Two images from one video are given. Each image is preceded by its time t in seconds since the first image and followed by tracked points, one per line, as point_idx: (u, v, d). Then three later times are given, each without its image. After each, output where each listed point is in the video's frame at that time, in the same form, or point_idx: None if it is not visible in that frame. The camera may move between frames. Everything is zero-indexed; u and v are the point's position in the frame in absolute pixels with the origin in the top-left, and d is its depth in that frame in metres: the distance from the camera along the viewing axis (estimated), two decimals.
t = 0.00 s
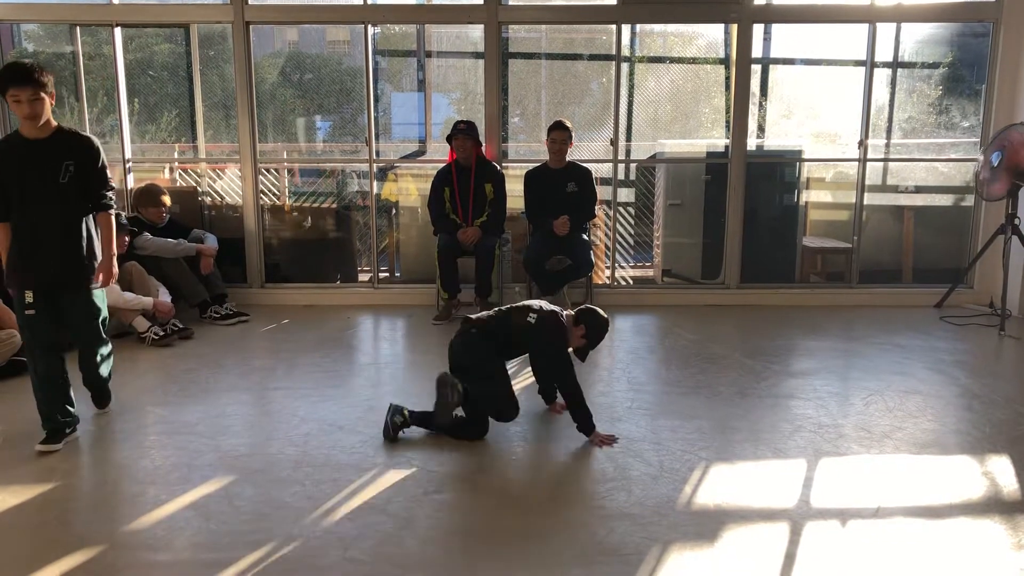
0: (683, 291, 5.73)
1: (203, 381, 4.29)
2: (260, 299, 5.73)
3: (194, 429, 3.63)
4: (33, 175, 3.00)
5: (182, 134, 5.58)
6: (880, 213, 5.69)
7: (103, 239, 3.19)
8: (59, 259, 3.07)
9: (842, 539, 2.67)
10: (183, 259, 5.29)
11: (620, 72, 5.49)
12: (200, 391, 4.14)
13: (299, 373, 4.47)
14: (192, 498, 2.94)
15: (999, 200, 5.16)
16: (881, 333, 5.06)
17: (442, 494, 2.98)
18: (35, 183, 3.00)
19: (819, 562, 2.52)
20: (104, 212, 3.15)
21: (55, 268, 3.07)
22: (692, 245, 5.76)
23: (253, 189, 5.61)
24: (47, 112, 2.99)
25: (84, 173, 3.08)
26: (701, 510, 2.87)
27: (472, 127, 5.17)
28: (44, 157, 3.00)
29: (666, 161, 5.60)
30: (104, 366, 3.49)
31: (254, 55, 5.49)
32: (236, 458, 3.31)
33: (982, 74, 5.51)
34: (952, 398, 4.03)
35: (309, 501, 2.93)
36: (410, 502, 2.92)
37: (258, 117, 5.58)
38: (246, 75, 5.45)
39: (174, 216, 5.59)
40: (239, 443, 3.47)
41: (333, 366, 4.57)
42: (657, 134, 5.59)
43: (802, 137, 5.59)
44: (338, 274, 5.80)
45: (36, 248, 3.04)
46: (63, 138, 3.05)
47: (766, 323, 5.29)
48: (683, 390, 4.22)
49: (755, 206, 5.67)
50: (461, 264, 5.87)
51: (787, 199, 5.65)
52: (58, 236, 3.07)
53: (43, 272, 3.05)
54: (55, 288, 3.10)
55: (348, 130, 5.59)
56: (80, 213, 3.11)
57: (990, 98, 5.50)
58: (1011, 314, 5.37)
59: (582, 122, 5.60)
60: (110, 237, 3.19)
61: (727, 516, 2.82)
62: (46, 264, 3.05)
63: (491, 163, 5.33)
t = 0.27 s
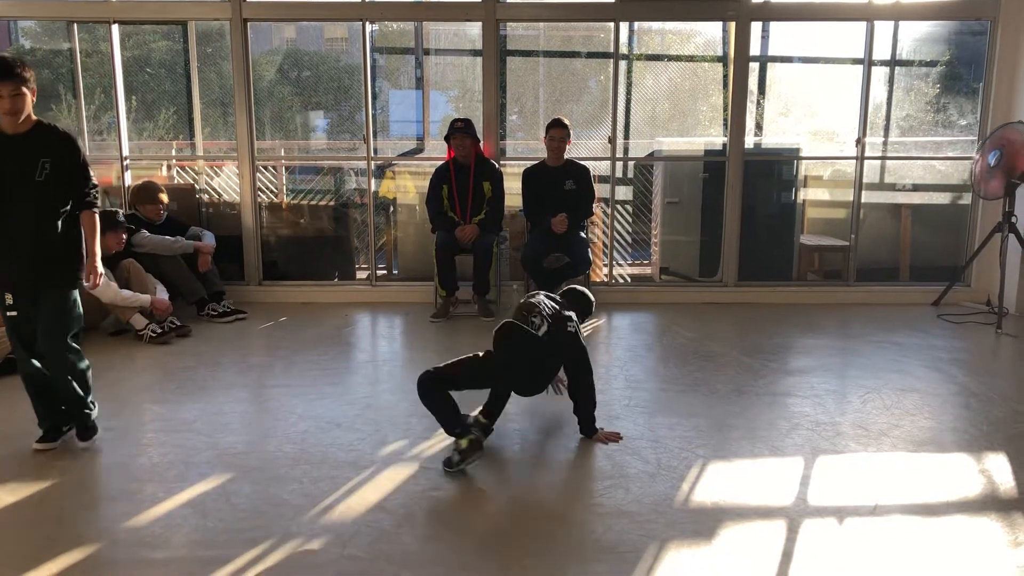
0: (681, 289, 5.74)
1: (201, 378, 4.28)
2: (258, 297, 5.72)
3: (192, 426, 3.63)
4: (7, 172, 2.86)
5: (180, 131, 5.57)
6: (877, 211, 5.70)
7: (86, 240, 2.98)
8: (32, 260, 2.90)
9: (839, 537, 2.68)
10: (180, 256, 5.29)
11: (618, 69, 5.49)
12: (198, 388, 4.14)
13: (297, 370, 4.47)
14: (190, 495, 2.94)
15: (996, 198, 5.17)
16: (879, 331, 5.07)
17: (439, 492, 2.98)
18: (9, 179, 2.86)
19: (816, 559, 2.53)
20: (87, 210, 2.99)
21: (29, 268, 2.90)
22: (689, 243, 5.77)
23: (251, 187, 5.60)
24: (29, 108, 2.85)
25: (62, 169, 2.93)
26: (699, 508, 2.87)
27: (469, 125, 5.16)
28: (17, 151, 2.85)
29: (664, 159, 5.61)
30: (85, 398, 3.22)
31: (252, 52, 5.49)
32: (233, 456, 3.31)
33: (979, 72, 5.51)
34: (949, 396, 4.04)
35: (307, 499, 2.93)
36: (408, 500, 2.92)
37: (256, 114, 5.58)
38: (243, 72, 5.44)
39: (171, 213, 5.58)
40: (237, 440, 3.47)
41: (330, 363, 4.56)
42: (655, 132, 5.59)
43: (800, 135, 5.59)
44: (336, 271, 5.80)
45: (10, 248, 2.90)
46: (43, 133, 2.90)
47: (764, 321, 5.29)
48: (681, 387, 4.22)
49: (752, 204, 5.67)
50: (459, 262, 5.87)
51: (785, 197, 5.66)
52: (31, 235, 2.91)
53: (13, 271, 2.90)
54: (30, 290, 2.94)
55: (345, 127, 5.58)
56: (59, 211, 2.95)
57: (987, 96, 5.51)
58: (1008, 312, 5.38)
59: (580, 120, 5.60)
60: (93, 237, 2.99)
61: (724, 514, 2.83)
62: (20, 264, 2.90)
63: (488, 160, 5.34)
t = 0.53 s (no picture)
0: (676, 288, 5.74)
1: (196, 377, 4.27)
2: (253, 295, 5.71)
3: (186, 425, 3.62)
4: None
5: (174, 129, 5.56)
6: (872, 211, 5.72)
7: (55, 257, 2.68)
8: None
9: (834, 535, 2.68)
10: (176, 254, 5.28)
11: (613, 68, 5.50)
12: (193, 387, 4.13)
13: (292, 369, 4.46)
14: (185, 494, 2.93)
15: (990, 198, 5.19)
16: (873, 330, 5.08)
17: (434, 490, 2.98)
18: None
19: (811, 557, 2.53)
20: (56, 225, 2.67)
21: None
22: (684, 242, 5.77)
23: (246, 185, 5.59)
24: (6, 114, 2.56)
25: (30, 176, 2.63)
26: (694, 506, 2.88)
27: (463, 124, 5.17)
28: None
29: (659, 157, 5.61)
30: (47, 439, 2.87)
31: (247, 50, 5.48)
32: (228, 455, 3.30)
33: (973, 72, 5.53)
34: (942, 394, 4.05)
35: (302, 497, 2.92)
36: (403, 498, 2.92)
37: (251, 112, 5.57)
38: (238, 70, 5.43)
39: (166, 211, 5.57)
40: (231, 439, 3.46)
41: (325, 362, 4.56)
42: (650, 130, 5.60)
43: (795, 134, 5.60)
44: (331, 270, 5.79)
45: None
46: (14, 139, 2.61)
47: (759, 320, 5.30)
48: (676, 386, 4.23)
49: (747, 203, 5.68)
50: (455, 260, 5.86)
51: (780, 195, 5.67)
52: None
53: None
54: None
55: (340, 125, 5.58)
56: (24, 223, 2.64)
57: (981, 96, 5.53)
58: (1001, 311, 5.41)
59: (575, 118, 5.60)
60: (60, 256, 2.68)
61: (719, 512, 2.83)
62: None
63: (483, 159, 5.34)
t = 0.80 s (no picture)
0: (673, 287, 5.74)
1: (192, 376, 4.26)
2: (249, 294, 5.70)
3: (182, 424, 3.61)
4: None
5: (170, 127, 5.54)
6: (868, 210, 5.72)
7: (44, 247, 2.58)
8: None
9: (830, 534, 2.68)
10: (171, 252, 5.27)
11: (610, 67, 5.49)
12: (189, 386, 4.12)
13: (288, 368, 4.45)
14: (180, 493, 2.93)
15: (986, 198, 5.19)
16: (869, 330, 5.09)
17: (431, 490, 2.97)
18: None
19: (807, 557, 2.53)
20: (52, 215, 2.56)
21: None
22: (681, 241, 5.77)
23: (242, 184, 5.59)
24: None
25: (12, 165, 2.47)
26: (690, 506, 2.87)
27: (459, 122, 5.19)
28: None
29: (656, 157, 5.61)
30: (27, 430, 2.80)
31: (243, 49, 5.47)
32: (224, 454, 3.29)
33: (969, 72, 5.54)
34: (938, 394, 4.06)
35: (298, 497, 2.92)
36: (399, 497, 2.91)
37: (247, 111, 5.56)
38: (234, 68, 5.42)
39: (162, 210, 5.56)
40: (227, 438, 3.45)
41: (322, 361, 4.55)
42: (646, 130, 5.60)
43: (791, 134, 5.60)
44: (327, 269, 5.79)
45: None
46: None
47: (755, 319, 5.30)
48: (672, 385, 4.22)
49: (744, 202, 5.68)
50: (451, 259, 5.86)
51: (776, 195, 5.67)
52: None
53: None
54: None
55: (337, 124, 5.57)
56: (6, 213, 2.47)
57: (977, 96, 5.54)
58: (996, 310, 5.42)
59: (572, 118, 5.59)
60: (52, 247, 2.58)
61: (715, 511, 2.83)
62: None
63: (480, 158, 5.33)
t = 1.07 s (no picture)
0: (671, 287, 5.74)
1: (190, 374, 4.26)
2: (247, 292, 5.70)
3: (180, 422, 3.61)
4: None
5: (168, 125, 5.53)
6: (866, 210, 5.72)
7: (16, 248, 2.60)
8: None
9: (828, 534, 2.68)
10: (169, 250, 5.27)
11: (608, 67, 5.49)
12: (187, 384, 4.11)
13: (286, 366, 4.44)
14: (178, 492, 2.92)
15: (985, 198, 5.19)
16: (867, 329, 5.09)
17: (429, 489, 2.97)
18: None
19: (806, 557, 2.53)
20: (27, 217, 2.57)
21: None
22: (679, 241, 5.77)
23: (240, 182, 5.58)
24: None
25: (1, 167, 2.43)
26: (688, 505, 2.87)
27: (458, 121, 5.19)
28: None
29: (654, 156, 5.61)
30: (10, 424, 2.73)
31: (241, 47, 5.46)
32: (222, 453, 3.29)
33: (967, 72, 5.54)
34: (936, 394, 4.06)
35: (296, 495, 2.91)
36: (398, 496, 2.91)
37: (245, 109, 5.55)
38: (233, 67, 5.42)
39: (160, 208, 5.55)
40: (225, 437, 3.45)
41: (320, 359, 4.54)
42: (645, 129, 5.59)
43: (790, 134, 5.60)
44: (325, 268, 5.78)
45: None
46: None
47: (753, 319, 5.30)
48: (671, 385, 4.22)
49: (742, 202, 5.68)
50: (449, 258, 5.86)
51: (775, 194, 5.67)
52: None
53: None
54: None
55: (335, 123, 5.56)
56: None
57: (975, 96, 5.55)
58: (994, 310, 5.42)
59: (570, 117, 5.59)
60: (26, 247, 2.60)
61: (714, 511, 2.83)
62: None
63: (479, 157, 5.33)
